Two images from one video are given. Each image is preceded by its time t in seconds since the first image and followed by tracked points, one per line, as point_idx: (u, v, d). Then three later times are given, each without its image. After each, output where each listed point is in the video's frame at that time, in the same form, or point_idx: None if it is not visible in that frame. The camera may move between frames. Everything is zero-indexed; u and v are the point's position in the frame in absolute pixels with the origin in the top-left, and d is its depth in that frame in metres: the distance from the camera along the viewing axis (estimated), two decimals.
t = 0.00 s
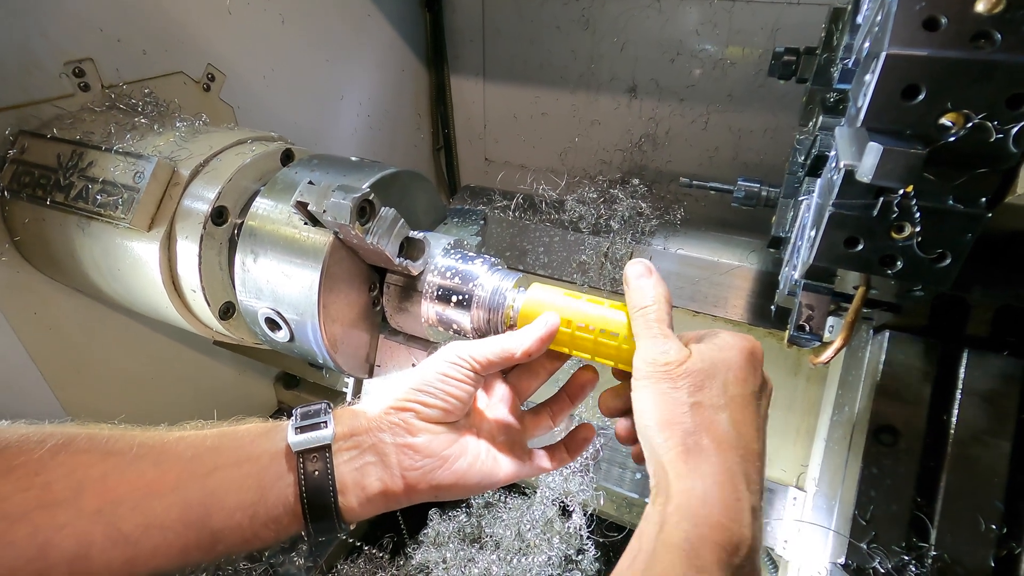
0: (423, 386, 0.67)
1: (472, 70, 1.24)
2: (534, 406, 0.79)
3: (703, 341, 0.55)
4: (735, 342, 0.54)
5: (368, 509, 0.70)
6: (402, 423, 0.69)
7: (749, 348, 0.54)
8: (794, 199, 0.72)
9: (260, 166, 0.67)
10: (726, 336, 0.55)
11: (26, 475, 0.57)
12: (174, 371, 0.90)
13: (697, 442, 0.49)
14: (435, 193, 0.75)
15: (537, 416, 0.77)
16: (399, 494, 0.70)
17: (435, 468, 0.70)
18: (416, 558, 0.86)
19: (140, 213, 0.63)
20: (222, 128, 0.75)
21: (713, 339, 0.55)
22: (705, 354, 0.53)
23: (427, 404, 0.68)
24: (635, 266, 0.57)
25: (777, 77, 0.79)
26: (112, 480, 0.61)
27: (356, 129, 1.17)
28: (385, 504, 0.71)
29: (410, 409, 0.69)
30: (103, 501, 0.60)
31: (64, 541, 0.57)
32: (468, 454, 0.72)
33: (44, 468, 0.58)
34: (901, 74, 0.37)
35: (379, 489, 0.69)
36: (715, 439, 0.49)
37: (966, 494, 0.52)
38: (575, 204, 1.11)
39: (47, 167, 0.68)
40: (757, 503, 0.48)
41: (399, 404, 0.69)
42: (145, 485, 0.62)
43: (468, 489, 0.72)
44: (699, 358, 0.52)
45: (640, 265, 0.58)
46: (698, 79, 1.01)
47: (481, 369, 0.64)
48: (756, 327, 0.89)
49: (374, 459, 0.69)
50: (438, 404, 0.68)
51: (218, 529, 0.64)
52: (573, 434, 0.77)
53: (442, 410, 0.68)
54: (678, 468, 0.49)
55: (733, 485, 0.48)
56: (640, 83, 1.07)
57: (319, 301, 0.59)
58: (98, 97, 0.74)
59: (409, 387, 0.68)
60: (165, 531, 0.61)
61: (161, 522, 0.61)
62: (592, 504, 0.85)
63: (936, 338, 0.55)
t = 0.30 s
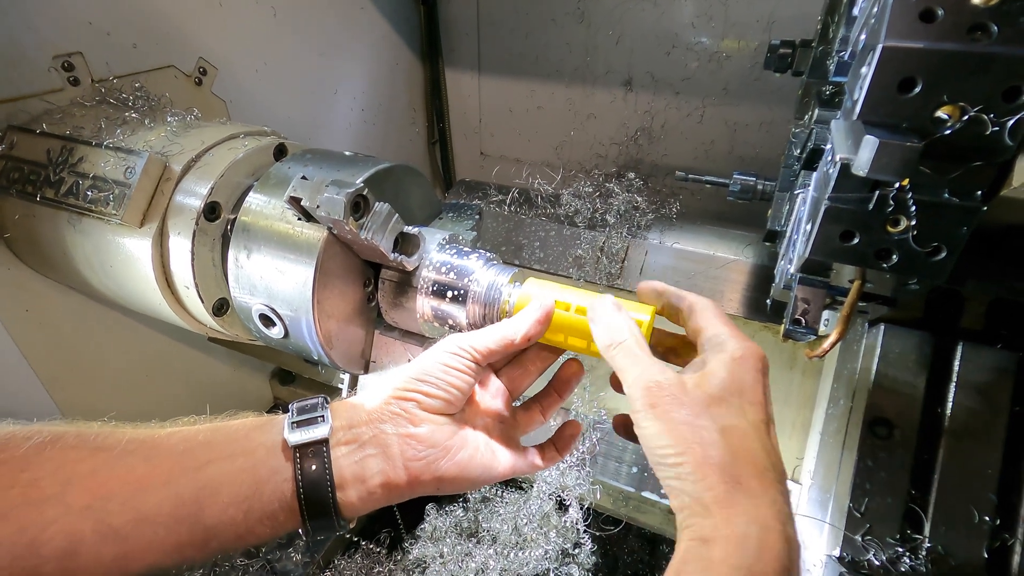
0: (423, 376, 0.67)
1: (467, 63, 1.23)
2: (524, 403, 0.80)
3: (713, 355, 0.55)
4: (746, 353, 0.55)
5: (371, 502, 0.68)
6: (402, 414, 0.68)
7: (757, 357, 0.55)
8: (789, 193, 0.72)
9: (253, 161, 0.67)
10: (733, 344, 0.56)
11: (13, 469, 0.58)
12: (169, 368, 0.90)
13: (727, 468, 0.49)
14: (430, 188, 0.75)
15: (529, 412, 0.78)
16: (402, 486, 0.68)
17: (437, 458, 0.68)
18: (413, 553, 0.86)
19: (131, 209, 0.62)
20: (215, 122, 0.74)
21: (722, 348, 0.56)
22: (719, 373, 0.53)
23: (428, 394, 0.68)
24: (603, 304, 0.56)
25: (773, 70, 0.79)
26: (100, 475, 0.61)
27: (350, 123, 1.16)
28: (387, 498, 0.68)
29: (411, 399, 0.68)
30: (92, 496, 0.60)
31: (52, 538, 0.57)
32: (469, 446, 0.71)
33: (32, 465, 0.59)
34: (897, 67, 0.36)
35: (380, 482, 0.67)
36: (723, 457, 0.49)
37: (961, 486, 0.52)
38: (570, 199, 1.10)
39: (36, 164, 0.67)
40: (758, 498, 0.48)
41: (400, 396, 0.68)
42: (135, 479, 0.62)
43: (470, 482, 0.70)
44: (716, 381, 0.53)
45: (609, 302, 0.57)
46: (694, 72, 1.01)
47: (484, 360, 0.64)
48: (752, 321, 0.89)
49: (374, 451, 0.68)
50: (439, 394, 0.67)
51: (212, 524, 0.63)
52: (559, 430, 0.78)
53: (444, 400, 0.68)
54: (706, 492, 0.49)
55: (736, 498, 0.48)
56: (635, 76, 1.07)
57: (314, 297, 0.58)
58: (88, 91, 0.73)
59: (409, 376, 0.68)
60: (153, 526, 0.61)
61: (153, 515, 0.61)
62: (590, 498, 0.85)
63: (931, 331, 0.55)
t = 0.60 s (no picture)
0: (416, 389, 0.67)
1: (463, 62, 1.23)
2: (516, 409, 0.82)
3: (702, 350, 0.57)
4: (734, 350, 0.57)
5: (358, 514, 0.69)
6: (393, 427, 0.68)
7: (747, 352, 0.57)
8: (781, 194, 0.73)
9: (249, 165, 0.67)
10: (722, 340, 0.58)
11: None
12: (167, 370, 0.90)
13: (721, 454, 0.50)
14: (425, 190, 0.75)
15: (520, 419, 0.80)
16: (390, 497, 0.69)
17: (426, 471, 0.70)
18: (411, 551, 0.88)
19: (128, 214, 0.63)
20: (211, 125, 0.75)
21: (711, 345, 0.57)
22: (711, 367, 0.55)
23: (421, 407, 0.68)
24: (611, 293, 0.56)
25: (766, 71, 0.80)
26: (87, 490, 0.62)
27: (345, 123, 1.16)
28: (375, 510, 0.69)
29: (402, 411, 0.68)
30: (84, 506, 0.61)
31: (37, 556, 0.58)
32: (458, 459, 0.72)
33: (19, 480, 0.60)
34: (883, 77, 0.37)
35: (369, 495, 0.68)
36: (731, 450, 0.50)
37: (945, 484, 0.53)
38: (566, 199, 1.08)
39: (33, 167, 0.68)
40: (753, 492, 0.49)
41: (394, 407, 0.68)
42: (128, 494, 0.63)
43: (458, 493, 0.72)
44: (707, 373, 0.54)
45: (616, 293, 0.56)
46: (688, 71, 1.02)
47: (477, 371, 0.65)
48: (745, 320, 0.90)
49: (363, 462, 0.68)
50: (432, 408, 0.67)
51: (201, 537, 0.64)
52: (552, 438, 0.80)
53: (435, 413, 0.68)
54: (702, 481, 0.50)
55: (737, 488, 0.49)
56: (630, 75, 1.07)
57: (311, 301, 0.59)
58: (83, 95, 0.73)
59: (399, 388, 0.68)
60: (142, 541, 0.61)
61: (141, 531, 0.62)
62: (585, 495, 0.87)
63: (919, 332, 0.56)
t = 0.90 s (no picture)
0: (418, 374, 0.67)
1: (462, 58, 1.23)
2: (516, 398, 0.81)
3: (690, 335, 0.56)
4: (723, 336, 0.56)
5: (362, 501, 0.69)
6: (395, 412, 0.68)
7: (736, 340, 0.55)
8: (781, 188, 0.73)
9: (248, 160, 0.67)
10: (712, 328, 0.56)
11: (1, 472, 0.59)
12: (166, 366, 0.90)
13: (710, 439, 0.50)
14: (425, 185, 0.75)
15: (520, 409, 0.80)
16: (394, 484, 0.69)
17: (428, 456, 0.70)
18: (412, 546, 0.88)
19: (127, 207, 0.62)
20: (210, 119, 0.74)
21: (700, 333, 0.56)
22: (697, 350, 0.54)
23: (422, 392, 0.68)
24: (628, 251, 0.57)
25: (766, 66, 0.79)
26: (88, 477, 0.62)
27: (345, 119, 1.16)
28: (379, 496, 0.69)
29: (404, 397, 0.68)
30: (85, 497, 0.61)
31: (40, 541, 0.58)
32: (459, 446, 0.72)
33: (20, 467, 0.60)
34: (885, 66, 0.37)
35: (372, 482, 0.68)
36: (715, 431, 0.50)
37: (946, 476, 0.53)
38: (566, 194, 1.10)
39: (32, 162, 0.68)
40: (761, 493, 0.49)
41: (395, 393, 0.68)
42: (124, 481, 0.62)
43: (460, 481, 0.72)
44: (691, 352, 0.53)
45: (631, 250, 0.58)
46: (689, 67, 1.01)
47: (476, 360, 0.65)
48: (745, 316, 0.89)
49: (365, 449, 0.68)
50: (434, 393, 0.68)
51: (204, 524, 0.64)
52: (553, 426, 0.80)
53: (437, 400, 0.68)
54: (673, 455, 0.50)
55: (736, 479, 0.49)
56: (630, 71, 1.07)
57: (310, 295, 0.59)
58: (82, 89, 0.73)
59: (400, 375, 0.68)
60: (144, 527, 0.62)
61: (144, 517, 0.62)
62: (585, 490, 0.86)
63: (919, 325, 0.56)
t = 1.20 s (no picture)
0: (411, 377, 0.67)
1: (460, 56, 1.23)
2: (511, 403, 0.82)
3: (713, 344, 0.57)
4: (744, 343, 0.57)
5: (352, 504, 0.68)
6: (387, 416, 0.68)
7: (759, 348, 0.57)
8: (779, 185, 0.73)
9: (247, 157, 0.67)
10: (732, 334, 0.58)
11: None
12: (165, 364, 0.90)
13: (737, 450, 0.50)
14: (423, 182, 0.75)
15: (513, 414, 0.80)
16: (383, 487, 0.68)
17: (417, 462, 0.69)
18: (411, 543, 0.88)
19: (126, 205, 0.63)
20: (208, 117, 0.74)
21: (722, 338, 0.57)
22: (719, 362, 0.55)
23: (415, 395, 0.67)
24: (609, 302, 0.55)
25: (764, 63, 0.80)
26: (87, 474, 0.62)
27: (343, 118, 1.16)
28: (369, 499, 0.69)
29: (395, 400, 0.68)
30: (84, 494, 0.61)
31: (24, 548, 0.58)
32: (450, 451, 0.71)
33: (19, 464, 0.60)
34: (881, 61, 0.37)
35: (361, 487, 0.68)
36: (748, 441, 0.51)
37: (942, 470, 0.54)
38: (564, 191, 1.10)
39: (30, 159, 0.68)
40: (764, 482, 0.49)
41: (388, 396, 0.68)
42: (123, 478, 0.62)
43: (449, 487, 0.71)
44: (717, 368, 0.54)
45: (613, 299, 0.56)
46: (686, 65, 1.01)
47: (471, 364, 0.66)
48: (744, 312, 0.89)
49: (356, 452, 0.68)
50: (426, 398, 0.67)
51: (189, 530, 0.64)
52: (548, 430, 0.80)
53: (428, 405, 0.68)
54: (715, 472, 0.50)
55: (783, 494, 0.49)
56: (628, 69, 1.07)
57: (309, 291, 0.59)
58: (80, 87, 0.73)
59: (393, 379, 0.68)
60: (130, 532, 0.61)
61: (131, 522, 0.62)
62: (583, 487, 0.86)
63: (915, 321, 0.57)
